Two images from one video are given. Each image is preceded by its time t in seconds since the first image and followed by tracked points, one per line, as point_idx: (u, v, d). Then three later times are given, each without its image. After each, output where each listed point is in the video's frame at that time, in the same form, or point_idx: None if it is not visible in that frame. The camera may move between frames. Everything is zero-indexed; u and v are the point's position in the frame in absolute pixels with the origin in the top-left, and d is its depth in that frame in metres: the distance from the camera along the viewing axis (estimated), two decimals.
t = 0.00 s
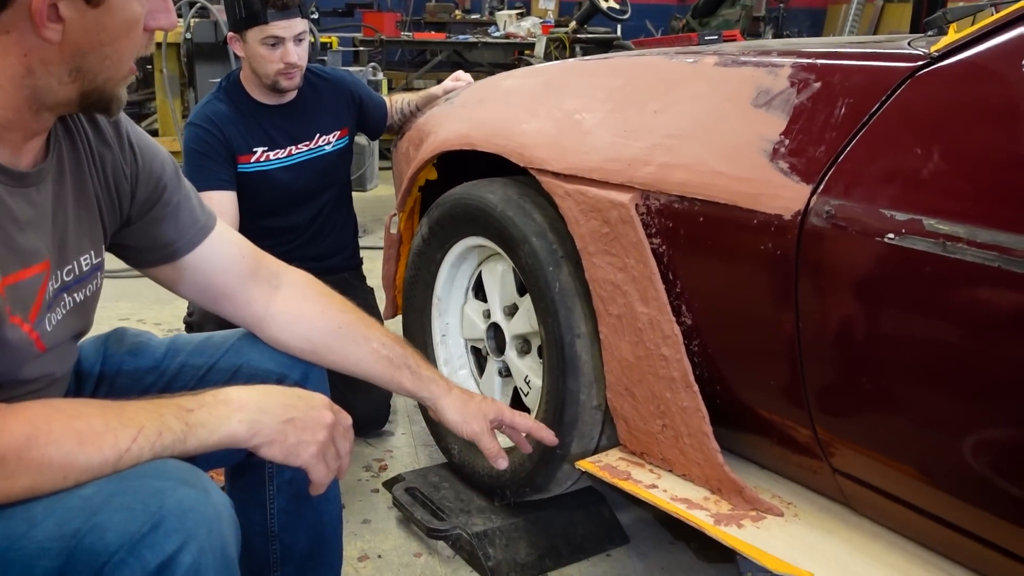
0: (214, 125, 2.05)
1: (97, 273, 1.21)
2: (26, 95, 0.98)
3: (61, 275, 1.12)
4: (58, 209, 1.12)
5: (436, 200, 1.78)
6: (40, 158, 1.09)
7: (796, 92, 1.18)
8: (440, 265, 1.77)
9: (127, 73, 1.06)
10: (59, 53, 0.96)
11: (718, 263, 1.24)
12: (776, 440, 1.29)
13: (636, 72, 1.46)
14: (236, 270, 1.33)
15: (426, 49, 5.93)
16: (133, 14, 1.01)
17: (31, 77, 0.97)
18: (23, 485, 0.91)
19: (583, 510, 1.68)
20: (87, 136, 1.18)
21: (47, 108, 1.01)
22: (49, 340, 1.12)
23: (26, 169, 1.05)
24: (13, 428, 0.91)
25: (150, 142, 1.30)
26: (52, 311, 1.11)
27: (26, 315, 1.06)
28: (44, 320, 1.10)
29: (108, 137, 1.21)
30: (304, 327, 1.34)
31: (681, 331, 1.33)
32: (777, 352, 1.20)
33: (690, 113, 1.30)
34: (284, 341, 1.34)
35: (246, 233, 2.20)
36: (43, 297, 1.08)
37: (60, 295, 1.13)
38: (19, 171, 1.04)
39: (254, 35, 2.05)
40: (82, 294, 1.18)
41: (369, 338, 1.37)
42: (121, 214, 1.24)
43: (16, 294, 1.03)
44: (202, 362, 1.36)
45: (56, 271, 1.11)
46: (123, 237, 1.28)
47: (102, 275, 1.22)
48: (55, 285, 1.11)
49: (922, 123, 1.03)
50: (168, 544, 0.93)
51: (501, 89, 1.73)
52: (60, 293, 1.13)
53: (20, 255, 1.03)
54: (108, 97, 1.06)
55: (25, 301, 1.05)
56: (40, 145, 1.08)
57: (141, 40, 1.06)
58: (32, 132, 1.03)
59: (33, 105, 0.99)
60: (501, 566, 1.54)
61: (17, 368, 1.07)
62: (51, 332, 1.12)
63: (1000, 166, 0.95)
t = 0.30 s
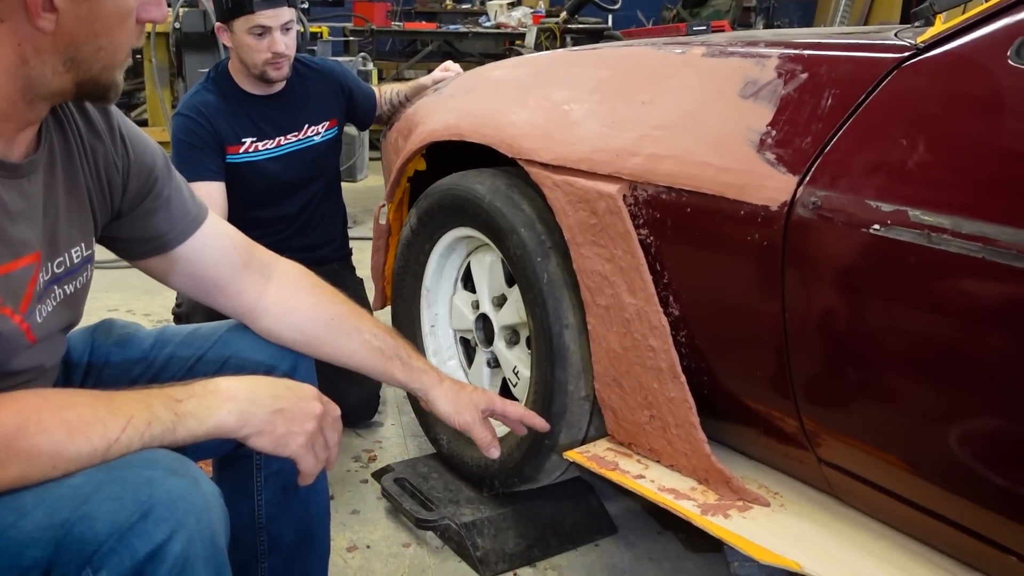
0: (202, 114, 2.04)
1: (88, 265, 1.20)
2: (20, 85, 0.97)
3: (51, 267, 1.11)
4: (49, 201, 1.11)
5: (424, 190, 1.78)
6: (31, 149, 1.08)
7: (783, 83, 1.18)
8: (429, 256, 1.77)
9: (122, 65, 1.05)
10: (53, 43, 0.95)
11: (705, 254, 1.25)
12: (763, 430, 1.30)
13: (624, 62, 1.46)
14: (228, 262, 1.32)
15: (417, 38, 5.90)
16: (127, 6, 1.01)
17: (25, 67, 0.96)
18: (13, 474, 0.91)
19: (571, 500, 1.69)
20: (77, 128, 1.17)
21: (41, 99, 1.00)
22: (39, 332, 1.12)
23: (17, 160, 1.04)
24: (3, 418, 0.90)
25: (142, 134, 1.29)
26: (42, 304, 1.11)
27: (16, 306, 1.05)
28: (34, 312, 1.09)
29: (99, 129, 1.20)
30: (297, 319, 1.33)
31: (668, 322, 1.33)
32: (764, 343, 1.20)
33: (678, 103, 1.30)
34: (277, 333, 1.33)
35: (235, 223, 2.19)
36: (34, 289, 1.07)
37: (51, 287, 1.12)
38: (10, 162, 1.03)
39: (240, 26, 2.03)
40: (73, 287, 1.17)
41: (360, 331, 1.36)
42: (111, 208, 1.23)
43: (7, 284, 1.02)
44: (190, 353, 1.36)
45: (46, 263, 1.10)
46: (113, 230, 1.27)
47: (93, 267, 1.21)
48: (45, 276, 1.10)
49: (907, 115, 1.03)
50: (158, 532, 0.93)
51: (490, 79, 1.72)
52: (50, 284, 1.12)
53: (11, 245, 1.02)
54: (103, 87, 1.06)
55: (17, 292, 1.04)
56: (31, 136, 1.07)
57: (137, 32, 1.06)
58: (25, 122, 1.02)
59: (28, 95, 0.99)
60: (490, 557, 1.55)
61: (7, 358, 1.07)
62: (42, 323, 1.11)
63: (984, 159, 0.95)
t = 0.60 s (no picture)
0: (204, 110, 2.04)
1: (104, 265, 1.18)
2: (38, 82, 0.96)
3: (66, 265, 1.09)
4: (68, 198, 1.10)
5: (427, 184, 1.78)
6: (52, 147, 1.07)
7: (783, 78, 1.18)
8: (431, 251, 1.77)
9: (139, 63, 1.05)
10: (70, 40, 0.95)
11: (706, 249, 1.25)
12: (764, 426, 1.30)
13: (625, 57, 1.45)
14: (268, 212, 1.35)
15: (420, 34, 5.89)
16: (144, 5, 1.00)
17: (43, 64, 0.95)
18: (15, 471, 0.90)
19: (574, 496, 1.70)
20: (105, 123, 1.18)
21: (61, 96, 1.00)
22: (51, 330, 1.10)
23: (36, 158, 1.03)
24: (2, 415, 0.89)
25: (175, 124, 1.31)
26: (56, 301, 1.09)
27: (33, 303, 1.03)
28: (50, 308, 1.07)
29: (129, 123, 1.22)
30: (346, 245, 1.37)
31: (668, 318, 1.33)
32: (767, 338, 1.20)
33: (678, 98, 1.30)
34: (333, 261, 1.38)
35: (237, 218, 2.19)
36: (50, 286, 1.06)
37: (65, 285, 1.10)
38: (30, 161, 1.02)
39: (241, 22, 2.02)
40: (88, 286, 1.16)
41: (405, 242, 1.39)
42: (143, 195, 1.25)
43: (25, 283, 1.01)
44: (194, 354, 1.36)
45: (62, 260, 1.08)
46: (146, 212, 1.30)
47: (109, 266, 1.20)
48: (61, 274, 1.08)
49: (908, 109, 1.02)
50: (161, 526, 0.93)
51: (491, 75, 1.72)
52: (64, 282, 1.10)
53: (24, 243, 1.01)
54: (122, 89, 1.05)
55: (35, 290, 1.03)
56: (53, 134, 1.06)
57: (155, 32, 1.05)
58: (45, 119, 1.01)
59: (47, 93, 0.98)
60: (491, 552, 1.55)
61: (22, 356, 1.05)
62: (57, 321, 1.10)
63: (986, 153, 0.95)
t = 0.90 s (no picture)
0: (218, 110, 2.05)
1: (124, 265, 1.19)
2: (68, 87, 0.97)
3: (85, 264, 1.09)
4: (92, 200, 1.11)
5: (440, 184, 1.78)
6: (80, 151, 1.07)
7: (797, 78, 1.17)
8: (443, 252, 1.76)
9: (165, 70, 1.05)
10: (99, 46, 0.95)
11: (719, 250, 1.23)
12: (776, 429, 1.28)
13: (637, 57, 1.45)
14: (302, 179, 1.38)
15: (434, 33, 5.90)
16: (172, 12, 1.01)
17: (72, 70, 0.96)
18: (27, 472, 0.91)
19: (586, 497, 1.70)
20: (129, 121, 1.19)
21: (89, 101, 1.00)
22: (71, 333, 1.09)
23: (66, 160, 1.04)
24: (14, 417, 0.90)
25: (198, 113, 1.32)
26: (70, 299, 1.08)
27: (53, 300, 1.02)
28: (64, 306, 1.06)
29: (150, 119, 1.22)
30: (380, 204, 1.42)
31: (681, 320, 1.32)
32: (780, 341, 1.19)
33: (691, 98, 1.29)
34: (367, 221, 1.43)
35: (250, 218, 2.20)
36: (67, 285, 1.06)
37: (82, 285, 1.10)
38: (59, 163, 1.02)
39: (253, 22, 2.03)
40: (110, 287, 1.16)
41: (437, 195, 1.46)
42: (168, 184, 1.27)
43: (51, 283, 1.02)
44: (205, 356, 1.37)
45: (80, 260, 1.08)
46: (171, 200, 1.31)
47: (130, 266, 1.21)
48: (78, 274, 1.08)
49: (923, 109, 1.01)
50: (172, 528, 0.94)
51: (503, 75, 1.72)
52: (81, 282, 1.10)
53: (51, 246, 1.01)
54: (149, 93, 1.06)
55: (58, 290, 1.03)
56: (81, 138, 1.07)
57: (181, 39, 1.06)
58: (76, 123, 1.02)
59: (75, 98, 0.99)
60: (502, 554, 1.55)
61: (41, 357, 1.03)
62: (70, 319, 1.08)
63: (1001, 155, 0.93)
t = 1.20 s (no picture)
0: (232, 117, 2.05)
1: (128, 278, 1.19)
2: (65, 96, 0.97)
3: (89, 278, 1.10)
4: (94, 213, 1.11)
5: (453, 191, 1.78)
6: (80, 163, 1.08)
7: (812, 83, 1.15)
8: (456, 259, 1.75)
9: (165, 80, 1.04)
10: (93, 53, 0.95)
11: (733, 259, 1.22)
12: (792, 439, 1.26)
13: (651, 62, 1.43)
14: (309, 201, 1.38)
15: (452, 37, 5.91)
16: (170, 20, 1.00)
17: (69, 79, 0.96)
18: (24, 486, 0.91)
19: (599, 507, 1.68)
20: (134, 136, 1.19)
21: (87, 112, 1.00)
22: (79, 344, 1.10)
23: (66, 172, 1.04)
24: (11, 430, 0.90)
25: (206, 130, 1.32)
26: (77, 314, 1.09)
27: (54, 314, 1.03)
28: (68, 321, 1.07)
29: (156, 134, 1.23)
30: (388, 231, 1.41)
31: (694, 329, 1.31)
32: (795, 351, 1.17)
33: (704, 104, 1.27)
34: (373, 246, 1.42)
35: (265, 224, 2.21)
36: (70, 299, 1.06)
37: (88, 298, 1.11)
38: (58, 175, 1.03)
39: (266, 27, 2.03)
40: (114, 299, 1.17)
41: (446, 225, 1.45)
42: (172, 200, 1.27)
43: (48, 295, 1.02)
44: (211, 367, 1.37)
45: (84, 274, 1.09)
46: (176, 216, 1.32)
47: (135, 279, 1.21)
48: (83, 287, 1.09)
49: (942, 114, 0.99)
50: (169, 545, 0.94)
51: (517, 80, 1.71)
52: (88, 295, 1.11)
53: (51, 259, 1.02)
54: (149, 103, 1.05)
55: (56, 302, 1.03)
56: (82, 150, 1.07)
57: (181, 50, 1.04)
58: (74, 134, 1.03)
59: (73, 108, 0.99)
60: (515, 564, 1.53)
61: (48, 369, 1.05)
62: (78, 333, 1.10)
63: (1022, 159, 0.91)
